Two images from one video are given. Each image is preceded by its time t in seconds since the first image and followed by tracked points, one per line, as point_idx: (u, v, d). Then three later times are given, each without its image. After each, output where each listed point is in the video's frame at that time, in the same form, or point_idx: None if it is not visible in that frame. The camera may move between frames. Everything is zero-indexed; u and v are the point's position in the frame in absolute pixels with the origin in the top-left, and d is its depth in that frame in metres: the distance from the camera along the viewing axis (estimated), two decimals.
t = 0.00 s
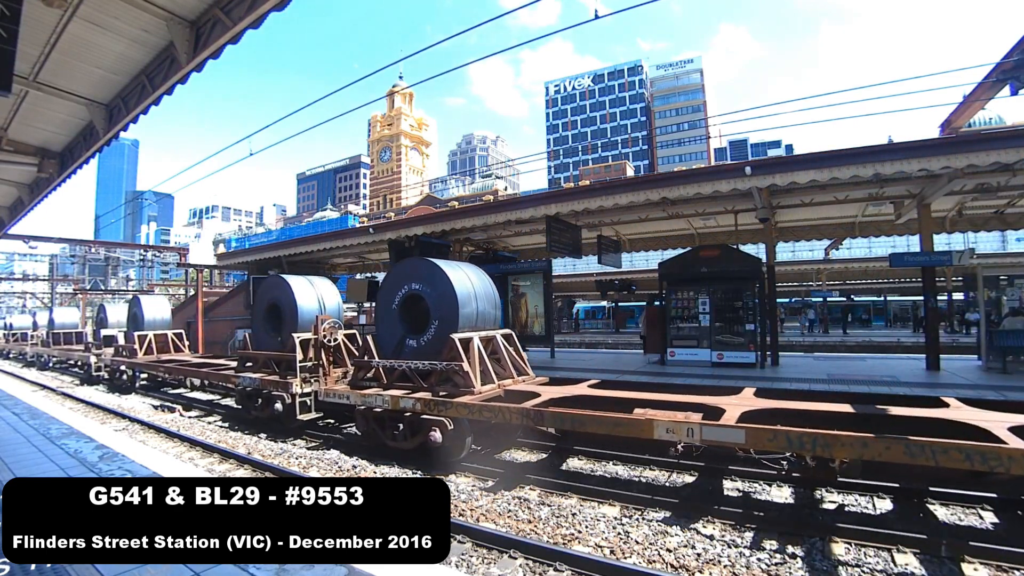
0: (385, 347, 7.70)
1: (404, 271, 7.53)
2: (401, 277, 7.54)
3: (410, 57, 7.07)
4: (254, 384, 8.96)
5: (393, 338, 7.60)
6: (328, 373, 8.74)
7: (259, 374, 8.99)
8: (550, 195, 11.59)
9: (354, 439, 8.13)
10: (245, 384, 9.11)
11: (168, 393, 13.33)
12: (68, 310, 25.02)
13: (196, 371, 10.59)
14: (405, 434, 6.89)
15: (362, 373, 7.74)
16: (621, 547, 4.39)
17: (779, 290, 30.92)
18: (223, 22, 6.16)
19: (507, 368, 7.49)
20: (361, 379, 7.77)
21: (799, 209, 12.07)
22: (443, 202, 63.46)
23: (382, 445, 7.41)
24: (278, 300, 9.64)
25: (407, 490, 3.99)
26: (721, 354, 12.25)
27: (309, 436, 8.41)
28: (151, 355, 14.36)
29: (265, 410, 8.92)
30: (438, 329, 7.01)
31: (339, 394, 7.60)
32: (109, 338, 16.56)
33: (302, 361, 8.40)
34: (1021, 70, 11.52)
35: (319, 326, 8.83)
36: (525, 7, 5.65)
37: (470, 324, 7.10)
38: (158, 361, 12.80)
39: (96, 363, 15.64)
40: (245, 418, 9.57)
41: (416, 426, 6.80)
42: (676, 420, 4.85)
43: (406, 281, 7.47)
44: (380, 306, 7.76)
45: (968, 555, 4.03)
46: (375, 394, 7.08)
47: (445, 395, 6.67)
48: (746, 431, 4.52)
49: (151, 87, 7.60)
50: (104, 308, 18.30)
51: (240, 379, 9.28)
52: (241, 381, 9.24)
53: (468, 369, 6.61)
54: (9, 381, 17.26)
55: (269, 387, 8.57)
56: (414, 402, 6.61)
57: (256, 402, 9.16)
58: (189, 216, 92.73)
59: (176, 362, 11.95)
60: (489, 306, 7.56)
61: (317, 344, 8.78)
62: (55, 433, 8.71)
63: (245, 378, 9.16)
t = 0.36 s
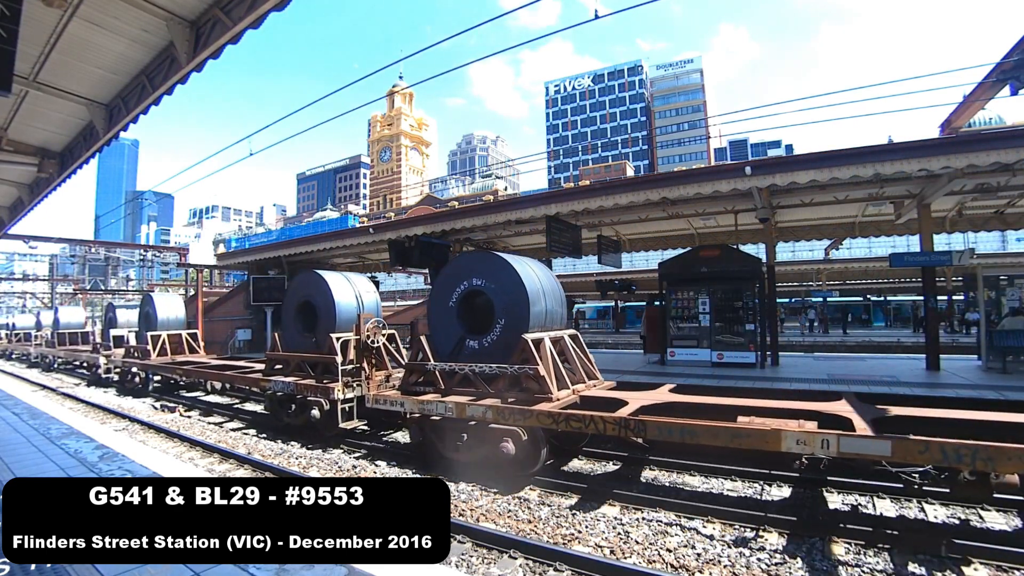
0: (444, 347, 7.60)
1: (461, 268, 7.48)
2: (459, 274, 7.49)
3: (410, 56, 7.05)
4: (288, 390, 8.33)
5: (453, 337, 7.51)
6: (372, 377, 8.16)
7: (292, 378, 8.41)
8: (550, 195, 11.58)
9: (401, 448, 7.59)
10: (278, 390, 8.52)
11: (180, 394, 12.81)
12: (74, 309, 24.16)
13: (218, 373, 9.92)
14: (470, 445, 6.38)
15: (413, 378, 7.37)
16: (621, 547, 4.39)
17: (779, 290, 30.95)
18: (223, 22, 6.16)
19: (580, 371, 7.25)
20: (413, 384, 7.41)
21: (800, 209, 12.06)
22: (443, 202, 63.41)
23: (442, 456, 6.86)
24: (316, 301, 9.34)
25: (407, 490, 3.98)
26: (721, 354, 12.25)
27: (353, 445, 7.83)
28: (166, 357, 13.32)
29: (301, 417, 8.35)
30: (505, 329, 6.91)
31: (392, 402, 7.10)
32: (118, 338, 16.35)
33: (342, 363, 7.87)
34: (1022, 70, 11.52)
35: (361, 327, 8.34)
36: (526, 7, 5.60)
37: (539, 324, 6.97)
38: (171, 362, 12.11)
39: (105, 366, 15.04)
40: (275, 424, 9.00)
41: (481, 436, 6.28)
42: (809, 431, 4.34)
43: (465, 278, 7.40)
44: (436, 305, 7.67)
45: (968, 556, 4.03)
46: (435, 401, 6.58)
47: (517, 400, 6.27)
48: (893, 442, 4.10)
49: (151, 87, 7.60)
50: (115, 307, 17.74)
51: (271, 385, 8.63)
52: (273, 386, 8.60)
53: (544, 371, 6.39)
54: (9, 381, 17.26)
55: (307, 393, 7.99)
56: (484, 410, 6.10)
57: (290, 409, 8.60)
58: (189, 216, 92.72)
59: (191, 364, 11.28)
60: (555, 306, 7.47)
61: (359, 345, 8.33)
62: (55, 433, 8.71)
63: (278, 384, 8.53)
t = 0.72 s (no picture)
0: (518, 350, 6.54)
1: (542, 259, 6.38)
2: (539, 265, 6.40)
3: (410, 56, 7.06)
4: (335, 396, 7.56)
5: (529, 339, 6.44)
6: (428, 383, 7.42)
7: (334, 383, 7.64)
8: (550, 195, 11.58)
9: (463, 460, 6.87)
10: (321, 396, 7.76)
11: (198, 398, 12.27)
12: (81, 309, 23.46)
13: (252, 379, 9.10)
14: (560, 460, 5.67)
15: (483, 384, 6.50)
16: (621, 547, 4.39)
17: (779, 290, 30.96)
18: (222, 22, 6.16)
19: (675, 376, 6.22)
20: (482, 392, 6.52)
21: (799, 209, 12.08)
22: (443, 202, 63.45)
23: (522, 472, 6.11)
24: (359, 296, 8.24)
25: (407, 490, 3.98)
26: (721, 354, 12.26)
27: (407, 457, 7.08)
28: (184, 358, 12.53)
29: (346, 426, 7.57)
30: (597, 329, 5.90)
31: (463, 411, 6.31)
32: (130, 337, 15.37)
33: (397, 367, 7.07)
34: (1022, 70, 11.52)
35: (419, 326, 7.44)
36: (525, 7, 5.62)
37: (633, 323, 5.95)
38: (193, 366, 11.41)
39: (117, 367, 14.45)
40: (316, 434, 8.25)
41: (577, 449, 5.59)
42: (989, 444, 3.89)
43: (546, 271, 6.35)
44: (509, 301, 6.58)
45: (968, 556, 4.02)
46: (518, 411, 5.81)
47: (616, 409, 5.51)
48: None
49: (151, 87, 7.60)
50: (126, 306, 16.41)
51: (314, 390, 7.90)
52: (315, 391, 7.87)
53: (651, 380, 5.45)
54: (9, 381, 17.28)
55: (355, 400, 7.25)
56: (583, 421, 5.37)
57: (334, 417, 7.83)
58: (189, 216, 92.79)
59: (217, 368, 10.60)
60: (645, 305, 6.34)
61: (414, 347, 7.41)
62: (55, 433, 8.72)
63: (321, 389, 7.80)
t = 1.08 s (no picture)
0: (613, 354, 5.86)
1: (636, 257, 5.75)
2: (633, 263, 5.76)
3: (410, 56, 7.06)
4: (394, 403, 6.98)
5: (626, 341, 5.77)
6: (498, 388, 7.19)
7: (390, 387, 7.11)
8: (550, 195, 11.58)
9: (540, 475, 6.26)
10: (375, 404, 7.21)
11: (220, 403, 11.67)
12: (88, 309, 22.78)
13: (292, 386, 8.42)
14: (672, 476, 5.05)
15: (573, 391, 5.85)
16: (621, 547, 4.39)
17: (779, 290, 30.96)
18: (223, 22, 6.16)
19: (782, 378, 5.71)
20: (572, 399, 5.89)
21: (799, 209, 12.07)
22: (443, 202, 63.41)
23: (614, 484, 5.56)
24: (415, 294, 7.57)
25: (408, 490, 3.98)
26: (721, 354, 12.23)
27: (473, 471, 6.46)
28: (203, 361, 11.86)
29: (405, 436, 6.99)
30: (710, 329, 5.29)
31: (556, 420, 5.58)
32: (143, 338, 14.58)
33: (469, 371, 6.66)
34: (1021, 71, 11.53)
35: (490, 326, 7.27)
36: (525, 7, 5.62)
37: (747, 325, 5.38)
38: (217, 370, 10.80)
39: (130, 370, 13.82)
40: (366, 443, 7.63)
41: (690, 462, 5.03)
42: None
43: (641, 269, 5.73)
44: (601, 301, 5.94)
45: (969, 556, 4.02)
46: (625, 421, 5.16)
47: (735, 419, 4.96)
48: None
49: (151, 87, 7.60)
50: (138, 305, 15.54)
51: (365, 397, 7.34)
52: (368, 398, 7.29)
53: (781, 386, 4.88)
54: (9, 381, 17.28)
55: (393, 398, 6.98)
56: (707, 433, 4.77)
57: (390, 426, 7.27)
58: (189, 216, 92.78)
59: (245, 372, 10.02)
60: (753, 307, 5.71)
61: (487, 348, 7.22)
62: (55, 433, 8.71)
63: (373, 396, 7.23)
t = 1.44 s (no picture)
0: (730, 357, 5.31)
1: (752, 252, 5.23)
2: (750, 259, 5.23)
3: (410, 56, 7.07)
4: (468, 413, 6.11)
5: (746, 342, 5.21)
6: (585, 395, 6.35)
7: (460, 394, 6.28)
8: (550, 195, 11.59)
9: (634, 491, 5.59)
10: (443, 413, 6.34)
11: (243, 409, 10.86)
12: (95, 308, 22.07)
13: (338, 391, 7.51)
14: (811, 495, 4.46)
15: (683, 399, 5.14)
16: (621, 547, 4.39)
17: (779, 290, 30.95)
18: (223, 22, 6.16)
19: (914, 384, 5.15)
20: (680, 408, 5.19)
21: (799, 209, 12.08)
22: (443, 203, 63.36)
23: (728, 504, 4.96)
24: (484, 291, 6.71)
25: (407, 490, 3.97)
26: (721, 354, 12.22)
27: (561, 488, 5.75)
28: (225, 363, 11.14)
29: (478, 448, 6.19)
30: (848, 329, 4.76)
31: (674, 433, 4.88)
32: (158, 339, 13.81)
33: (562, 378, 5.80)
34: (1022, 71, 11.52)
35: (577, 326, 6.35)
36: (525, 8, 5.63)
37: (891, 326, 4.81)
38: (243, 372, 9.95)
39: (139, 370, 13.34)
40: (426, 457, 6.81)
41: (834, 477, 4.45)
42: None
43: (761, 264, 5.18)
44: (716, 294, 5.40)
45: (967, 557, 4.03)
46: (761, 433, 4.50)
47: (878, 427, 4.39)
48: None
49: (151, 86, 7.60)
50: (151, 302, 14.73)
51: (430, 405, 6.47)
52: (435, 406, 6.42)
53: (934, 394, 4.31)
54: (9, 381, 17.28)
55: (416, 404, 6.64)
56: (864, 445, 4.17)
57: (459, 438, 6.43)
58: (189, 216, 92.84)
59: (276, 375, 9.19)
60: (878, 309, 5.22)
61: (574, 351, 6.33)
62: (55, 433, 8.72)
63: (441, 404, 6.38)
